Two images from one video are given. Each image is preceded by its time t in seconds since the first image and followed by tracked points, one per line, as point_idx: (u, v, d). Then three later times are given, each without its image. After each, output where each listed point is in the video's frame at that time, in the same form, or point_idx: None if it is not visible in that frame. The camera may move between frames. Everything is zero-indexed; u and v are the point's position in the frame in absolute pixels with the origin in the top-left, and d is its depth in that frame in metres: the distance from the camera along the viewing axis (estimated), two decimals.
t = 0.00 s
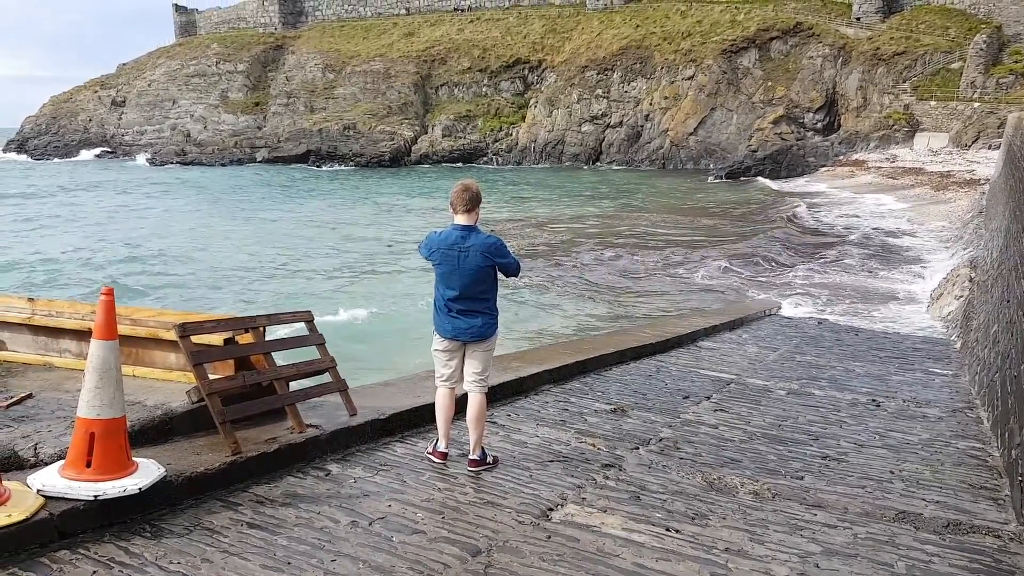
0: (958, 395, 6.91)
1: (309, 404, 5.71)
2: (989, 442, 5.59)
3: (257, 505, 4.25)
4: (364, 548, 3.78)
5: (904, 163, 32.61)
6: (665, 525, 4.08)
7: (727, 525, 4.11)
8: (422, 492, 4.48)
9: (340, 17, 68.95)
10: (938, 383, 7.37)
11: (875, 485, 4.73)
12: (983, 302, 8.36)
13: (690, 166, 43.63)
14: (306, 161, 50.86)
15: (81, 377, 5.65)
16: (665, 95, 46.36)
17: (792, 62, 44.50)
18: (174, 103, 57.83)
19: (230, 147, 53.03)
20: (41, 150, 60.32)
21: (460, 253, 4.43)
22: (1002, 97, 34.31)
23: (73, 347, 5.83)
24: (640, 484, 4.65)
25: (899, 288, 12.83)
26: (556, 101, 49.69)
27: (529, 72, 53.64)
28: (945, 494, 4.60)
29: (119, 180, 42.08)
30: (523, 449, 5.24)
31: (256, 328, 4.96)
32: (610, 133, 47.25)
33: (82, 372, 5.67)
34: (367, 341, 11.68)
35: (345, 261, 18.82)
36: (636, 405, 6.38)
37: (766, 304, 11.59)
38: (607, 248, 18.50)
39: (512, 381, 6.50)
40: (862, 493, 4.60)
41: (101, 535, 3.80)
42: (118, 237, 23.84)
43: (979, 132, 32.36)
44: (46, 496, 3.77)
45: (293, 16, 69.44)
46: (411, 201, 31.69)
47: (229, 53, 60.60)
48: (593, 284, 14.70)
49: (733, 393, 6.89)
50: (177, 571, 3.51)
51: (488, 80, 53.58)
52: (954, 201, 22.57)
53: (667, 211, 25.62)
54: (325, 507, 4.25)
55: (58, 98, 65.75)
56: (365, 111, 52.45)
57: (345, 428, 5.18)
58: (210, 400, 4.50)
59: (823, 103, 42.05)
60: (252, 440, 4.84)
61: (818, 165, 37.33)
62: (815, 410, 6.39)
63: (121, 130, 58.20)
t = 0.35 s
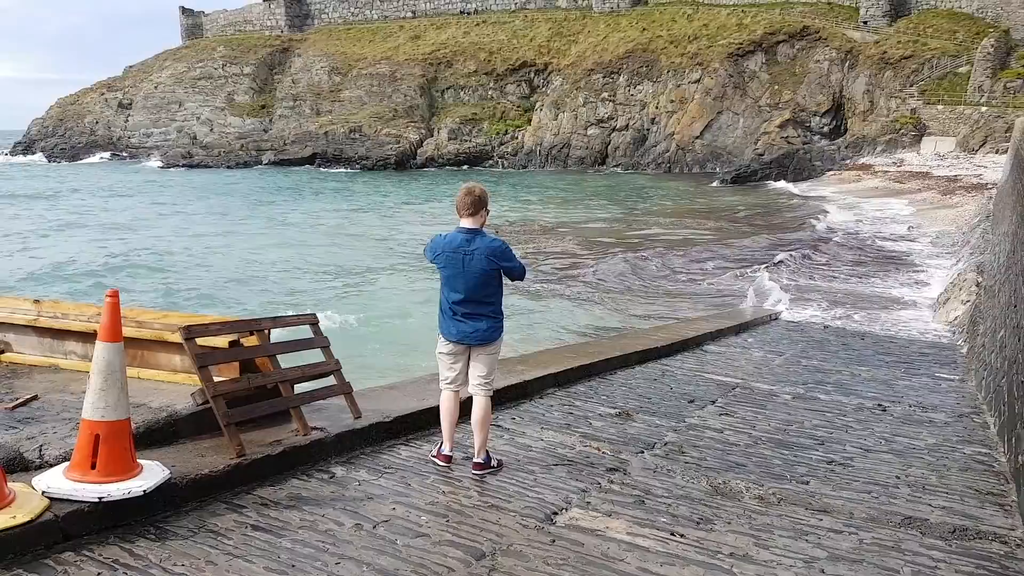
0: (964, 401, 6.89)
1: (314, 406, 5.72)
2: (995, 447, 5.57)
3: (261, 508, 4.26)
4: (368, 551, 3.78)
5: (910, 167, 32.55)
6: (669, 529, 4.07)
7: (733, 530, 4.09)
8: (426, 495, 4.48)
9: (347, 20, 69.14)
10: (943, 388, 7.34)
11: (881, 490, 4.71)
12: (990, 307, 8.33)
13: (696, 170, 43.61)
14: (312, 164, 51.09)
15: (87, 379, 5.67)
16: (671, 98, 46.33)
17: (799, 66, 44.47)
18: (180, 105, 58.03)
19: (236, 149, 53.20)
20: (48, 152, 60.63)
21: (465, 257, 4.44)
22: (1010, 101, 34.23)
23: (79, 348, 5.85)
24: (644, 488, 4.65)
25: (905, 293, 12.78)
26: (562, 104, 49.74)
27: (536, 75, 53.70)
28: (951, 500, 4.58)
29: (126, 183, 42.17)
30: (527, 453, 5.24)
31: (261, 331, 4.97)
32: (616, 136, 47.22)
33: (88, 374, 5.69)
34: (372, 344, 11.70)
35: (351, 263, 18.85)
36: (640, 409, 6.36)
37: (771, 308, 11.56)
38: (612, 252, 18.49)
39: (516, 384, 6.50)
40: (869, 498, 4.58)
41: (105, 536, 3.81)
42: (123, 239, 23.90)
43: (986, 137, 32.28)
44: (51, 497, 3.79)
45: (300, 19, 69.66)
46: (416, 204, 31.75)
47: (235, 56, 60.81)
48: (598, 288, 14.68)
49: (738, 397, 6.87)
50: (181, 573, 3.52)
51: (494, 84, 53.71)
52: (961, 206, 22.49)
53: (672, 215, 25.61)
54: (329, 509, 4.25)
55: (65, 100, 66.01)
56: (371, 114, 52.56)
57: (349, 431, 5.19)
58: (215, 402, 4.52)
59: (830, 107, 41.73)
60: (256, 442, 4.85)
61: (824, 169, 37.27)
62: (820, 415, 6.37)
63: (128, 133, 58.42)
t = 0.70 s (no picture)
0: (965, 404, 6.89)
1: (316, 404, 5.75)
2: (995, 451, 5.58)
3: (263, 504, 4.29)
4: (370, 547, 3.82)
5: (915, 171, 32.49)
6: (670, 528, 4.09)
7: (732, 529, 4.12)
8: (428, 492, 4.51)
9: (352, 18, 69.12)
10: (945, 391, 7.34)
11: (881, 492, 4.73)
12: (992, 311, 8.33)
13: (701, 172, 43.52)
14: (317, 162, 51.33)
15: (90, 374, 5.71)
16: (677, 100, 46.27)
17: (805, 68, 44.38)
18: (185, 103, 58.12)
19: (241, 147, 53.32)
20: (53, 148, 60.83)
21: (461, 255, 4.49)
22: (1016, 106, 34.15)
23: (83, 344, 5.89)
24: (645, 488, 4.67)
25: (909, 297, 12.75)
26: (567, 105, 49.74)
27: (541, 76, 53.74)
28: (951, 502, 4.60)
29: (130, 180, 42.28)
30: (529, 452, 5.26)
31: (264, 328, 5.00)
32: (622, 137, 47.39)
33: (91, 370, 5.73)
34: (375, 342, 11.73)
35: (355, 262, 18.90)
36: (642, 410, 6.38)
37: (774, 310, 11.55)
38: (615, 253, 18.48)
39: (519, 384, 6.53)
40: (868, 500, 4.60)
41: (109, 531, 3.84)
42: (127, 236, 23.98)
43: (992, 142, 32.18)
44: (54, 491, 3.83)
45: (305, 17, 69.70)
46: (420, 203, 31.79)
47: (240, 54, 60.90)
48: (600, 288, 14.70)
49: (740, 399, 6.89)
50: (184, 567, 3.55)
51: (499, 83, 53.70)
52: (966, 210, 22.43)
53: (676, 216, 25.59)
54: (331, 506, 4.28)
55: (70, 96, 66.15)
56: (376, 113, 52.61)
57: (351, 429, 5.21)
58: (217, 398, 4.54)
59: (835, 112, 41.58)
60: (259, 438, 4.89)
61: (829, 172, 37.23)
62: (822, 417, 6.38)
63: (133, 130, 58.57)
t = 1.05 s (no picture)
0: (964, 398, 6.91)
1: (317, 398, 5.77)
2: (994, 445, 5.60)
3: (264, 497, 4.30)
4: (371, 541, 3.83)
5: (915, 165, 32.48)
6: (669, 523, 4.11)
7: (732, 523, 4.13)
8: (429, 486, 4.52)
9: (350, 12, 68.91)
10: (944, 386, 7.36)
11: (879, 486, 4.75)
12: (991, 306, 8.34)
13: (701, 166, 43.28)
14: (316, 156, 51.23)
15: (91, 369, 5.72)
16: (677, 94, 46.25)
17: (805, 63, 44.35)
18: (184, 97, 57.97)
19: (240, 141, 53.24)
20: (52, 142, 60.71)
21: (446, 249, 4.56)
22: (1015, 100, 34.18)
23: (83, 339, 5.90)
24: (645, 482, 4.69)
25: (909, 291, 12.76)
26: (566, 99, 49.68)
27: (540, 70, 53.64)
28: (949, 496, 4.62)
29: (129, 174, 42.19)
30: (529, 446, 5.28)
31: (265, 324, 5.01)
32: (621, 131, 47.14)
33: (91, 364, 5.74)
34: (374, 337, 11.74)
35: (354, 256, 18.90)
36: (642, 404, 6.40)
37: (774, 305, 11.56)
38: (614, 247, 18.48)
39: (518, 378, 6.54)
40: (867, 494, 4.62)
41: (111, 525, 3.86)
42: (126, 231, 23.95)
43: (991, 136, 32.13)
44: (56, 485, 3.84)
45: (304, 10, 69.53)
46: (420, 197, 31.78)
47: (239, 48, 60.78)
48: (599, 283, 14.69)
49: (739, 393, 6.90)
50: (186, 561, 3.56)
51: (499, 77, 53.58)
52: (966, 204, 22.42)
53: (675, 211, 25.58)
54: (332, 500, 4.30)
55: (69, 90, 65.96)
56: (375, 107, 52.52)
57: (351, 423, 5.22)
58: (218, 393, 4.55)
59: (835, 105, 41.61)
60: (260, 433, 4.90)
61: (829, 166, 37.23)
62: (820, 411, 6.40)
63: (131, 124, 58.45)
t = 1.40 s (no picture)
0: (964, 394, 6.94)
1: (319, 396, 5.79)
2: (994, 441, 5.63)
3: (266, 495, 4.33)
4: (373, 539, 3.85)
5: (915, 162, 32.50)
6: (670, 519, 4.14)
7: (733, 520, 4.15)
8: (430, 484, 4.55)
9: (351, 9, 68.75)
10: (944, 382, 7.39)
11: (879, 482, 4.77)
12: (991, 302, 8.36)
13: (702, 164, 43.33)
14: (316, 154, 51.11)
15: (92, 367, 5.74)
16: (678, 91, 46.12)
17: (806, 60, 44.31)
18: (184, 94, 57.94)
19: (240, 139, 53.25)
20: (52, 140, 60.68)
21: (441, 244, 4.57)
22: (1015, 97, 34.22)
23: (84, 338, 5.92)
24: (646, 479, 4.71)
25: (909, 288, 12.77)
26: (568, 96, 49.67)
27: (542, 67, 53.56)
28: (948, 492, 4.64)
29: (129, 172, 42.16)
30: (531, 443, 5.30)
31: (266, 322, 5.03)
32: (622, 129, 47.17)
33: (92, 362, 5.77)
34: (374, 335, 11.77)
35: (355, 254, 18.91)
36: (643, 401, 6.42)
37: (774, 302, 11.56)
38: (615, 245, 18.49)
39: (520, 375, 6.56)
40: (867, 490, 4.64)
41: (112, 523, 3.88)
42: (126, 229, 23.95)
43: (992, 133, 32.11)
44: (57, 484, 3.87)
45: (305, 8, 69.45)
46: (420, 195, 31.79)
47: (240, 45, 60.73)
48: (600, 281, 14.70)
49: (740, 389, 6.93)
50: (188, 558, 3.58)
51: (500, 75, 53.50)
52: (966, 201, 22.41)
53: (675, 208, 25.59)
54: (334, 498, 4.32)
55: (69, 88, 65.90)
56: (376, 105, 52.46)
57: (353, 421, 5.25)
58: (220, 391, 4.58)
59: (836, 102, 41.57)
60: (261, 431, 4.93)
61: (829, 164, 37.24)
62: (820, 408, 6.42)
63: (131, 121, 58.40)
